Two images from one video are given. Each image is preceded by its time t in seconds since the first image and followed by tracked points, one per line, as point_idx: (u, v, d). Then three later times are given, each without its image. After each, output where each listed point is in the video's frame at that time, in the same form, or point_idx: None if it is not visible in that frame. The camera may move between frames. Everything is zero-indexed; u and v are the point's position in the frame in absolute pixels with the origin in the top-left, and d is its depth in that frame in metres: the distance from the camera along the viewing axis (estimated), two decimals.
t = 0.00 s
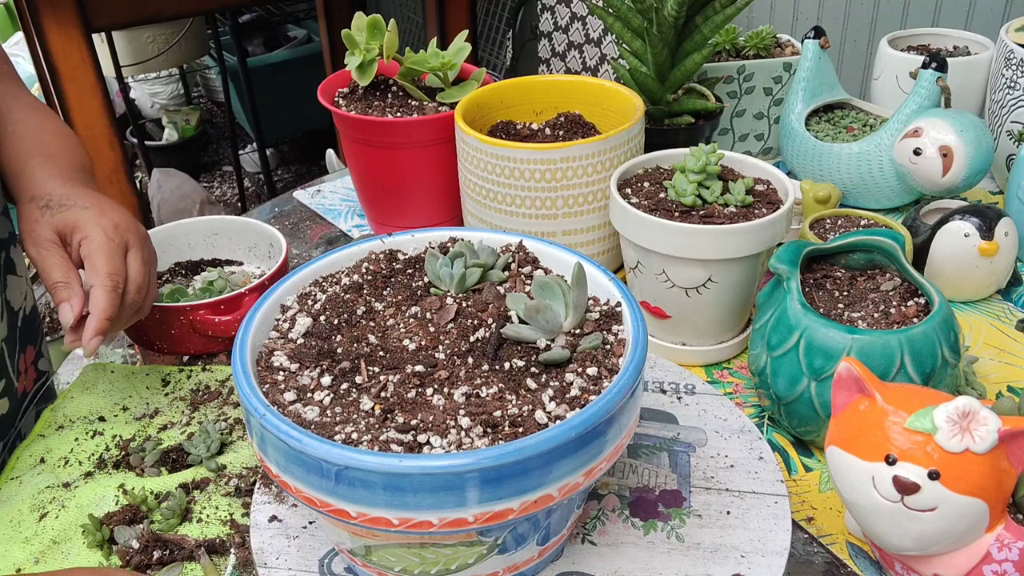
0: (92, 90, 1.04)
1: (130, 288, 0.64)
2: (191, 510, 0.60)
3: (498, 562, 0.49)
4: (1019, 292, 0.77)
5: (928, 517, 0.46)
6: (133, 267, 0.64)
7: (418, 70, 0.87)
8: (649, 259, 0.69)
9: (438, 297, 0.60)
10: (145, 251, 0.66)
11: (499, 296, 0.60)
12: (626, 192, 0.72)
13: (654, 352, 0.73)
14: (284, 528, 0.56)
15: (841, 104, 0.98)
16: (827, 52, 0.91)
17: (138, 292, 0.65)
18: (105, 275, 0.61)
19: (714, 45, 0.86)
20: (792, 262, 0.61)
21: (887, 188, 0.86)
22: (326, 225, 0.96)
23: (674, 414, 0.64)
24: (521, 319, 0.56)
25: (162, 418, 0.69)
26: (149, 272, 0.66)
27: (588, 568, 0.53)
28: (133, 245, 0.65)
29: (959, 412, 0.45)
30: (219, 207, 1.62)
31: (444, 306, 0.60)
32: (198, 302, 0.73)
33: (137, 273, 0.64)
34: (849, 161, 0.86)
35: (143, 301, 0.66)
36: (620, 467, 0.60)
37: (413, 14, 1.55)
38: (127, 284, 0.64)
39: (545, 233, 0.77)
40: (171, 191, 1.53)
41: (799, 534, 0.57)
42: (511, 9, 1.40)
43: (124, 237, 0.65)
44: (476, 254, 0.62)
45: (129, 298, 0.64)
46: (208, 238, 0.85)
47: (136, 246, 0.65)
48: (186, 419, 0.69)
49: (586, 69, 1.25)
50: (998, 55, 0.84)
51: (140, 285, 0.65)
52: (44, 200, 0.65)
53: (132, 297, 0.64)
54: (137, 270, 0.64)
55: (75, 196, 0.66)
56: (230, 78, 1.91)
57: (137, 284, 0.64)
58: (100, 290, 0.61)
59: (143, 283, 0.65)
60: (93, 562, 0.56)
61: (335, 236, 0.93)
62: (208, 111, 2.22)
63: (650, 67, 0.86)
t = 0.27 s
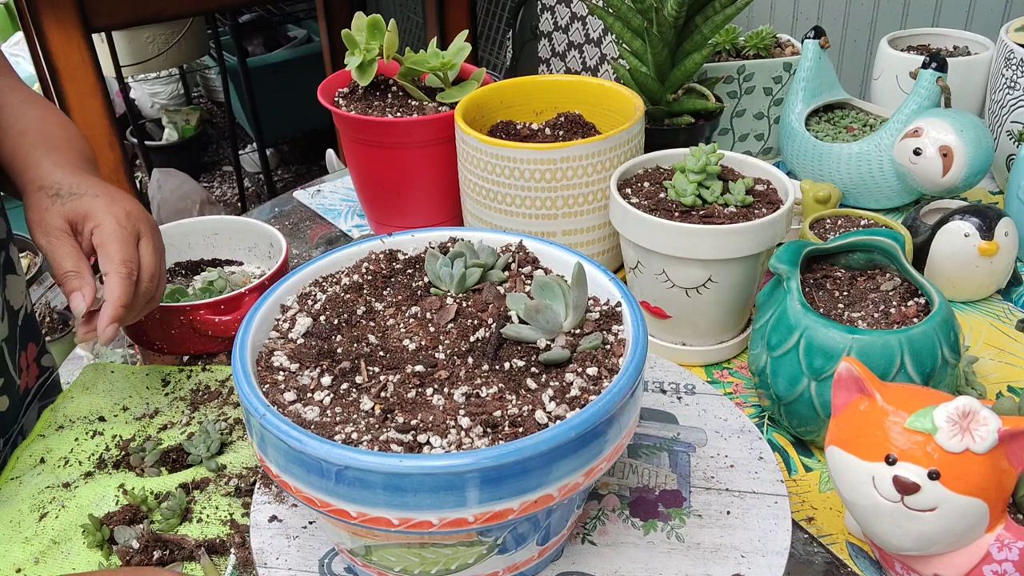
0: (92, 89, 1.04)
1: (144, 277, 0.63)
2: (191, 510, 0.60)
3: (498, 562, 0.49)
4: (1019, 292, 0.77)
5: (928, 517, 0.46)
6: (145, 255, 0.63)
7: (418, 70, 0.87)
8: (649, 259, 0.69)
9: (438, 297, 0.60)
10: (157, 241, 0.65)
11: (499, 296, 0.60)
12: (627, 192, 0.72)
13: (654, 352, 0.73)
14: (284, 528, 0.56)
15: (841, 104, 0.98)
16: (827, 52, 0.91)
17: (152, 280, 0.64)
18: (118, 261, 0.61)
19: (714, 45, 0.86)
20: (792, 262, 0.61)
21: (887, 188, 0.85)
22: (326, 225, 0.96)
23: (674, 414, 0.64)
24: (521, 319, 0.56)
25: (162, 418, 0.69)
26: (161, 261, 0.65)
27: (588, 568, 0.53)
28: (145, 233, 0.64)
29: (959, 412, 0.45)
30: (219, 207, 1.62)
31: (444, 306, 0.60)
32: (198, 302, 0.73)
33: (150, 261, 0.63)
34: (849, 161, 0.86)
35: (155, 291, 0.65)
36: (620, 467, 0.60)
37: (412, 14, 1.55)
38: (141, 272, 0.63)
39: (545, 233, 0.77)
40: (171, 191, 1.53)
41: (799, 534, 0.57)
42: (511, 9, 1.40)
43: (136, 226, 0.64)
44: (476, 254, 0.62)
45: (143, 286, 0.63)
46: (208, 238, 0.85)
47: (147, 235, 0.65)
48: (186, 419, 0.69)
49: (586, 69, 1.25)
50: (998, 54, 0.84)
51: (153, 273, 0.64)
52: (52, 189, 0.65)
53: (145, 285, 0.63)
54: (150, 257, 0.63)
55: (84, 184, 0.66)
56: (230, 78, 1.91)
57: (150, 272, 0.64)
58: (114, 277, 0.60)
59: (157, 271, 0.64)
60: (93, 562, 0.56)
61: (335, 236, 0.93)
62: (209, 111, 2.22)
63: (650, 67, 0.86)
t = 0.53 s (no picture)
0: (92, 89, 1.04)
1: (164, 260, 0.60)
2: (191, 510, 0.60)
3: (498, 562, 0.49)
4: (1019, 292, 0.77)
5: (928, 517, 0.46)
6: (163, 237, 0.61)
7: (418, 70, 0.87)
8: (649, 259, 0.69)
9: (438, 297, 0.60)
10: (172, 223, 0.63)
11: (499, 296, 0.60)
12: (626, 192, 0.72)
13: (654, 352, 0.73)
14: (284, 528, 0.56)
15: (840, 104, 0.98)
16: (827, 52, 0.91)
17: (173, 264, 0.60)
18: (135, 239, 0.57)
19: (714, 45, 0.86)
20: (792, 262, 0.61)
21: (887, 188, 0.85)
22: (326, 225, 0.96)
23: (674, 414, 0.64)
24: (521, 320, 0.56)
25: (162, 418, 0.69)
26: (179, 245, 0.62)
27: (588, 568, 0.53)
28: (160, 215, 0.62)
29: (959, 412, 0.45)
30: (219, 207, 1.62)
31: (445, 306, 0.60)
32: (198, 302, 0.73)
33: (167, 242, 0.60)
34: (850, 161, 0.86)
35: (176, 279, 0.61)
36: (620, 467, 0.60)
37: (413, 14, 1.55)
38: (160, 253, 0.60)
39: (545, 233, 0.77)
40: (171, 191, 1.53)
41: (799, 534, 0.57)
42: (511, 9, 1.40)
43: (150, 208, 0.62)
44: (476, 254, 0.62)
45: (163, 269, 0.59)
46: (208, 238, 0.85)
47: (163, 218, 0.62)
48: (186, 420, 0.69)
49: (586, 69, 1.25)
50: (998, 55, 0.84)
51: (172, 256, 0.60)
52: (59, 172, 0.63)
53: (167, 266, 0.59)
54: (167, 239, 0.60)
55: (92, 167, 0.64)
56: (230, 78, 1.91)
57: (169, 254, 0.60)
58: (130, 256, 0.56)
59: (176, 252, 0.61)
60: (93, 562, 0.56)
61: (335, 236, 0.93)
62: (209, 111, 2.22)
63: (650, 67, 0.86)
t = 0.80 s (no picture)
0: (92, 90, 1.03)
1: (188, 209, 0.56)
2: (191, 510, 0.60)
3: (498, 562, 0.49)
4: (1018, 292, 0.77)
5: (928, 517, 0.46)
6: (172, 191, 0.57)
7: (418, 71, 0.87)
8: (648, 259, 0.69)
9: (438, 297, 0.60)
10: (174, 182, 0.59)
11: (499, 295, 0.60)
12: (626, 192, 0.72)
13: (653, 352, 0.73)
14: (284, 528, 0.56)
15: (840, 104, 0.98)
16: (827, 52, 0.91)
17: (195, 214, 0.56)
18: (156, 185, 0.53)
19: (715, 45, 0.86)
20: (792, 262, 0.61)
21: (887, 188, 0.85)
22: (326, 225, 0.96)
23: (674, 414, 0.64)
24: (521, 320, 0.56)
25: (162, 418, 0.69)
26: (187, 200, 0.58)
27: (588, 568, 0.52)
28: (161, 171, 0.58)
29: (959, 412, 0.45)
30: (219, 207, 1.62)
31: (445, 306, 0.60)
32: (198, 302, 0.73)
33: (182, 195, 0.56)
34: (850, 161, 0.86)
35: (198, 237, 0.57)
36: (620, 467, 0.60)
37: (413, 14, 1.55)
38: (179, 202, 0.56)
39: (545, 233, 0.77)
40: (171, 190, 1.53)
41: (799, 534, 0.57)
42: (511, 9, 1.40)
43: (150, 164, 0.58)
44: (476, 254, 0.62)
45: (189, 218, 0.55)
46: (208, 238, 0.85)
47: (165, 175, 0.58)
48: (186, 420, 0.69)
49: (586, 69, 1.25)
50: (998, 55, 0.85)
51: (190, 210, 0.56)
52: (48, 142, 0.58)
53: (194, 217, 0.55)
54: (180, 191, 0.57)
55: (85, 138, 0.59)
56: (230, 78, 1.91)
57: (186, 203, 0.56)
58: (157, 199, 0.52)
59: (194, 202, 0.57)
60: (93, 562, 0.56)
61: (335, 236, 0.93)
62: (209, 111, 2.22)
63: (650, 67, 0.86)
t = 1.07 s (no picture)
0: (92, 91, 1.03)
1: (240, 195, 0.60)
2: (191, 510, 0.60)
3: (498, 562, 0.49)
4: (1019, 292, 0.77)
5: (928, 517, 0.46)
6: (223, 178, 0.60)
7: (418, 70, 0.87)
8: (648, 258, 0.69)
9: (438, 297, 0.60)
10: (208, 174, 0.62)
11: (499, 295, 0.60)
12: (626, 192, 0.72)
13: (654, 352, 0.73)
14: (284, 528, 0.56)
15: (840, 104, 0.98)
16: (827, 52, 0.91)
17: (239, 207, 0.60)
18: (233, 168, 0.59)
19: (715, 45, 0.86)
20: (792, 262, 0.61)
21: (887, 188, 0.86)
22: (326, 225, 0.96)
23: (674, 414, 0.64)
24: (521, 320, 0.56)
25: (162, 418, 0.69)
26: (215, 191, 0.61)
27: (588, 568, 0.52)
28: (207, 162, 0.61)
29: (959, 412, 0.45)
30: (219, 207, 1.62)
31: (445, 306, 0.60)
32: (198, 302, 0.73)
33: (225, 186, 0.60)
34: (850, 161, 0.86)
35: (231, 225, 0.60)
36: (620, 467, 0.60)
37: (412, 14, 1.55)
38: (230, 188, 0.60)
39: (545, 233, 0.77)
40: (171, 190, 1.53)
41: (799, 534, 0.56)
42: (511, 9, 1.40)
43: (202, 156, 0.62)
44: (476, 254, 0.62)
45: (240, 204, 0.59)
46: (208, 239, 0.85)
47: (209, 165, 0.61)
48: (186, 420, 0.69)
49: (586, 69, 1.25)
50: (998, 55, 0.84)
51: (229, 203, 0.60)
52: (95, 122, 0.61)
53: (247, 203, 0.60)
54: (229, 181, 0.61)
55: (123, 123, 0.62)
56: (230, 78, 1.91)
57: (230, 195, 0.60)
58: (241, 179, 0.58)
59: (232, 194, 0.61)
60: (93, 562, 0.56)
61: (335, 237, 0.93)
62: (209, 111, 2.22)
63: (650, 67, 0.86)
